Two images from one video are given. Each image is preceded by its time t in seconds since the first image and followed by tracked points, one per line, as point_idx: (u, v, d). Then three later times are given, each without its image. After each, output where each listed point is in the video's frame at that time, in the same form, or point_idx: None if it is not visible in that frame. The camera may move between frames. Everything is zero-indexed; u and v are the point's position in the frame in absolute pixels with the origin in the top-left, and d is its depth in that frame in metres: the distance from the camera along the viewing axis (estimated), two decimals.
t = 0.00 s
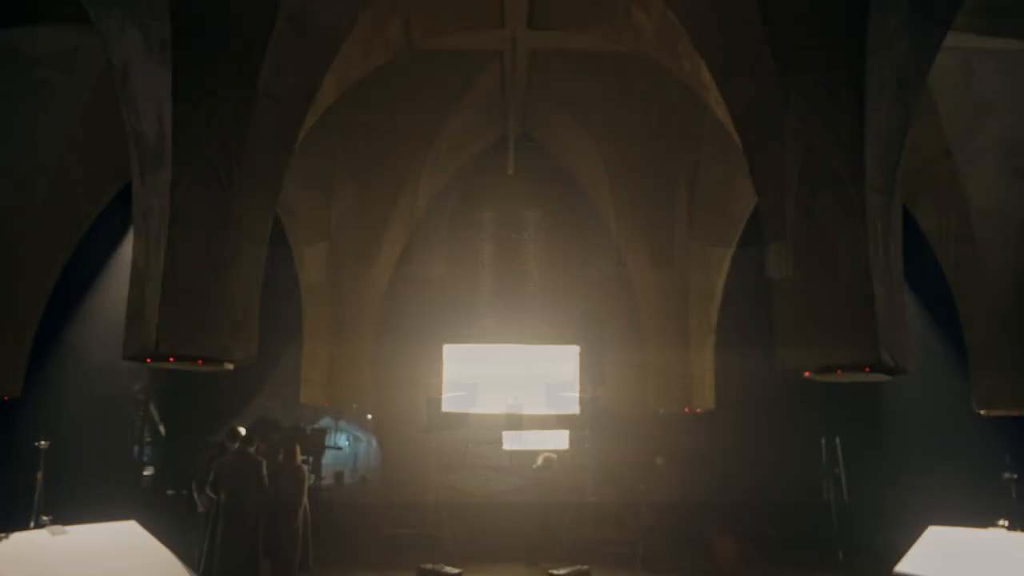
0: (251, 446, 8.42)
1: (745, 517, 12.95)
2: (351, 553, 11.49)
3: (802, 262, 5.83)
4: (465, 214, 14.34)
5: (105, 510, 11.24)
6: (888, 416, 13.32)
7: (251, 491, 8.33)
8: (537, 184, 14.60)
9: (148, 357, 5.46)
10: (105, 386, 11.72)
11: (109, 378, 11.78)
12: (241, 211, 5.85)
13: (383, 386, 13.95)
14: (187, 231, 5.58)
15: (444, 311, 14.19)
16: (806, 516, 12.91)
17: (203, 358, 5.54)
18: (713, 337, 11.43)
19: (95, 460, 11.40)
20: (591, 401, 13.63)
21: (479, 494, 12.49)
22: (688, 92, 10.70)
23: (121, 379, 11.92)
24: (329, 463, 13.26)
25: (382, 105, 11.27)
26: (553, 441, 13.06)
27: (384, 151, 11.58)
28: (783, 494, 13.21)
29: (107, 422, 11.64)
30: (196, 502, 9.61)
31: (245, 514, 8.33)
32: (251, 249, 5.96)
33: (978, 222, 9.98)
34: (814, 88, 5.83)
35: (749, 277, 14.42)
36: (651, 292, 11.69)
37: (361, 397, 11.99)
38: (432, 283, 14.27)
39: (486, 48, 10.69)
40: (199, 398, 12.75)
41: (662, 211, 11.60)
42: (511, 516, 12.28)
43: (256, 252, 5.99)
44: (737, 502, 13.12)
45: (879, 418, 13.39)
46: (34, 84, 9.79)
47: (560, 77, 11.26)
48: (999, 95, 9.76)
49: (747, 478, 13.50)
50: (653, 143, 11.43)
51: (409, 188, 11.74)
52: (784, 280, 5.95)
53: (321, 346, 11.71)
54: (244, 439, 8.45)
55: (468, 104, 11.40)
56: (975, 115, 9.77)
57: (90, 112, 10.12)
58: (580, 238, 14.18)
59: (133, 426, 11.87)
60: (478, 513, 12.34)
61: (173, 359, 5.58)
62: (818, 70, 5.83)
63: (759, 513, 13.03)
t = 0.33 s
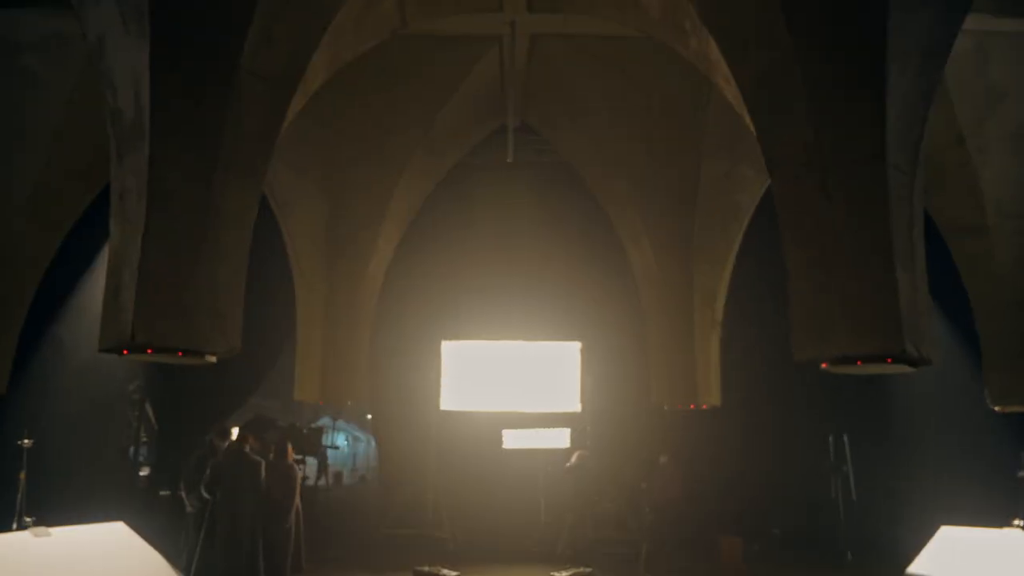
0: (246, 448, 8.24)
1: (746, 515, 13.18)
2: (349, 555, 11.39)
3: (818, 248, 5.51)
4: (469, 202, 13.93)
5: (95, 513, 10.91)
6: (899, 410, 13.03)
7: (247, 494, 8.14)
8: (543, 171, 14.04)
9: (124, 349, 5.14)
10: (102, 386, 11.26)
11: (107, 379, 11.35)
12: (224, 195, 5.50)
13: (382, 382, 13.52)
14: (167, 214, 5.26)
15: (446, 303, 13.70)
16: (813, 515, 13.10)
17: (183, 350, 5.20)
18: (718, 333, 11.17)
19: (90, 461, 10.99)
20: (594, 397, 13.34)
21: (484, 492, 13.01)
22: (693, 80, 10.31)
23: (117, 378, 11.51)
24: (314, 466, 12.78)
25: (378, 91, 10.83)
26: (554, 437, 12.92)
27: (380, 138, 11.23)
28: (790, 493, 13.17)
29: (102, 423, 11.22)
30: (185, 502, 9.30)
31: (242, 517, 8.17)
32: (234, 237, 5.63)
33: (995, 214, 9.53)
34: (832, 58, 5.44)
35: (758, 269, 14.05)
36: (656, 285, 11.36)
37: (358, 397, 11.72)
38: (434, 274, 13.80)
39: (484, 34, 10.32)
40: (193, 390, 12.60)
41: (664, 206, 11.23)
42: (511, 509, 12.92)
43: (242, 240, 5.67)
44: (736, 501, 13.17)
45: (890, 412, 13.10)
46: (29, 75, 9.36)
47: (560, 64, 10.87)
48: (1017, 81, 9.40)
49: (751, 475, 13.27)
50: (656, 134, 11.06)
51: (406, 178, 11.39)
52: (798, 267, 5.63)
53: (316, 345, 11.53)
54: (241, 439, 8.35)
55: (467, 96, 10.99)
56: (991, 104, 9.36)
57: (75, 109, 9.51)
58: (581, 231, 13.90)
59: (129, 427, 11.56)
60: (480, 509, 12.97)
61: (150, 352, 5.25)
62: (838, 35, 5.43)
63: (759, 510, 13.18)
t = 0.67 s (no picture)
0: (243, 443, 8.02)
1: (751, 514, 12.82)
2: (345, 555, 11.13)
3: (834, 228, 5.21)
4: (471, 192, 13.65)
5: (91, 511, 10.76)
6: (906, 407, 12.82)
7: (245, 492, 7.97)
8: (545, 160, 13.71)
9: (99, 335, 4.83)
10: (94, 381, 11.20)
11: (99, 374, 11.30)
12: (205, 174, 5.20)
13: (380, 375, 13.19)
14: (144, 192, 4.95)
15: (445, 295, 13.37)
16: (820, 514, 12.74)
17: (162, 337, 4.90)
18: (725, 326, 10.90)
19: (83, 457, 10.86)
20: (597, 392, 13.02)
21: (482, 488, 12.79)
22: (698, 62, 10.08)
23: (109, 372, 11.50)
24: (308, 463, 12.85)
25: (373, 76, 10.62)
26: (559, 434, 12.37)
27: (376, 125, 10.91)
28: (796, 492, 12.83)
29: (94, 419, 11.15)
30: (170, 501, 8.73)
31: (237, 514, 7.95)
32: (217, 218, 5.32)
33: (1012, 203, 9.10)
34: (842, 33, 5.18)
35: (765, 259, 13.74)
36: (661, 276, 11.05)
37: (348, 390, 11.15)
38: (433, 265, 13.47)
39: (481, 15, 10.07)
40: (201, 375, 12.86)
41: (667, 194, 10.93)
42: (510, 505, 12.72)
43: (226, 223, 5.37)
44: (741, 498, 12.85)
45: (897, 409, 12.86)
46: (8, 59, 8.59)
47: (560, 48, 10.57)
48: None
49: (758, 471, 12.94)
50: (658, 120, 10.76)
51: (402, 166, 11.10)
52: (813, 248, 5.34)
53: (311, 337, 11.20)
54: (240, 434, 8.19)
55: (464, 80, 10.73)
56: (1006, 90, 9.03)
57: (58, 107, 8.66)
58: (584, 223, 13.61)
59: (123, 422, 11.51)
60: (477, 505, 12.76)
61: (127, 339, 4.95)
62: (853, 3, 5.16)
63: (764, 509, 12.81)
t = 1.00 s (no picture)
0: (239, 433, 7.75)
1: (756, 505, 12.48)
2: (344, 550, 10.90)
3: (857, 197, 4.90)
4: (472, 176, 13.37)
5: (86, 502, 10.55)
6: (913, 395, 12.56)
7: (239, 483, 7.70)
8: (547, 144, 13.44)
9: (72, 314, 4.51)
10: (86, 368, 10.89)
11: (90, 362, 10.98)
12: (184, 141, 4.90)
13: (376, 363, 12.87)
14: (121, 159, 4.65)
15: (443, 280, 13.06)
16: (828, 506, 12.44)
17: (139, 316, 4.59)
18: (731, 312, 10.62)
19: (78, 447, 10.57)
20: (599, 379, 12.73)
21: (483, 478, 12.50)
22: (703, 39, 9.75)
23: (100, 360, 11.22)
24: (305, 456, 12.22)
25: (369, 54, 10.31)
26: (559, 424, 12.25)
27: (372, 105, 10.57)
28: (805, 483, 12.51)
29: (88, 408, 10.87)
30: (159, 493, 8.44)
31: (231, 507, 7.70)
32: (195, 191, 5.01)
33: None
34: None
35: (772, 245, 13.41)
36: (666, 261, 10.78)
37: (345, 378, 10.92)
38: (432, 250, 13.16)
39: None
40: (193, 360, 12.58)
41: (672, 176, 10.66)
42: (512, 496, 12.44)
43: (205, 197, 5.09)
44: (746, 487, 12.52)
45: (904, 397, 12.58)
46: None
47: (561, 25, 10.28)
48: None
49: (764, 461, 12.64)
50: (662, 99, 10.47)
51: (399, 148, 10.80)
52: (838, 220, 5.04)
53: (304, 325, 10.82)
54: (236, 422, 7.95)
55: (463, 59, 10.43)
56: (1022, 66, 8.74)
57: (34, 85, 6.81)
58: (585, 209, 13.29)
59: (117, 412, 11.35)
60: (478, 496, 12.49)
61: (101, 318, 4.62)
62: None
63: (771, 499, 12.49)
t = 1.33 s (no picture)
0: (231, 408, 7.50)
1: (761, 481, 12.23)
2: (341, 528, 10.70)
3: (880, 155, 4.71)
4: (469, 149, 13.02)
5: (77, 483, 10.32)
6: (922, 367, 12.28)
7: (231, 460, 7.46)
8: (546, 114, 13.08)
9: (37, 277, 4.19)
10: (74, 342, 10.45)
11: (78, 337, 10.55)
12: (154, 101, 4.73)
13: (373, 339, 12.57)
14: (96, 118, 4.44)
15: (440, 252, 12.72)
16: (834, 480, 12.26)
17: (110, 278, 4.31)
18: (737, 284, 10.31)
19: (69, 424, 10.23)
20: (601, 353, 12.45)
21: (483, 455, 12.25)
22: None
23: (87, 333, 10.78)
24: (303, 434, 11.84)
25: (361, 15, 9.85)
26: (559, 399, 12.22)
27: (363, 70, 10.18)
28: (811, 457, 12.33)
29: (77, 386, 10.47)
30: (147, 468, 8.16)
31: (225, 485, 7.43)
32: (172, 158, 4.85)
33: None
34: None
35: (779, 217, 13.03)
36: (669, 231, 10.44)
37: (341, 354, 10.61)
38: (428, 221, 12.82)
39: None
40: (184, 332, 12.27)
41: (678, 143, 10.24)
42: (513, 473, 12.21)
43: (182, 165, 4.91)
44: (751, 463, 12.31)
45: (912, 371, 12.35)
46: None
47: None
48: None
49: (768, 436, 12.39)
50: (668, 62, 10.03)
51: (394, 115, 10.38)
52: (860, 180, 4.82)
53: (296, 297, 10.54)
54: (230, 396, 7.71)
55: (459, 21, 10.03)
56: None
57: None
58: (586, 178, 12.94)
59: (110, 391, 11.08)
60: (477, 473, 12.25)
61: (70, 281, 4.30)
62: None
63: (776, 474, 12.27)
